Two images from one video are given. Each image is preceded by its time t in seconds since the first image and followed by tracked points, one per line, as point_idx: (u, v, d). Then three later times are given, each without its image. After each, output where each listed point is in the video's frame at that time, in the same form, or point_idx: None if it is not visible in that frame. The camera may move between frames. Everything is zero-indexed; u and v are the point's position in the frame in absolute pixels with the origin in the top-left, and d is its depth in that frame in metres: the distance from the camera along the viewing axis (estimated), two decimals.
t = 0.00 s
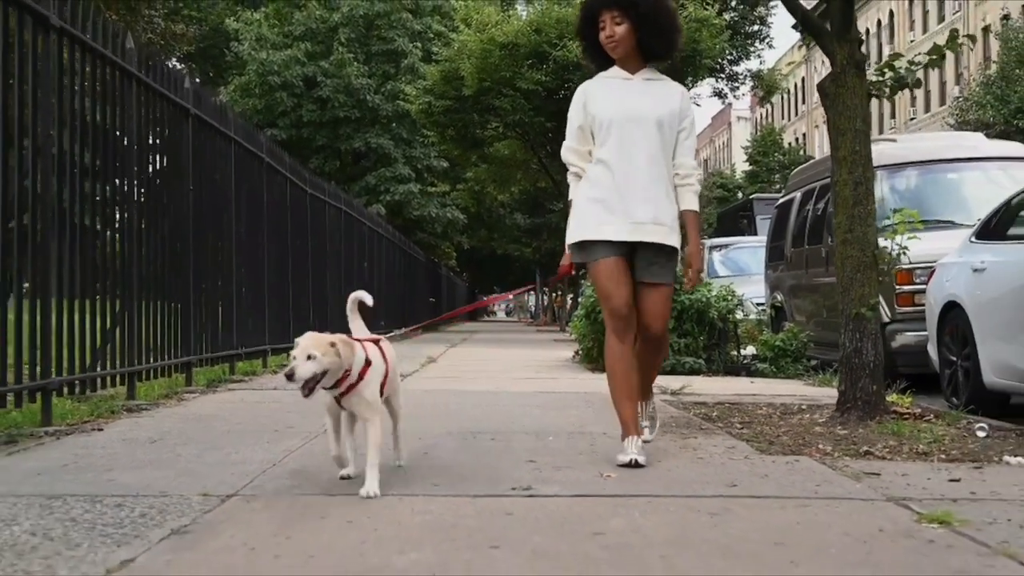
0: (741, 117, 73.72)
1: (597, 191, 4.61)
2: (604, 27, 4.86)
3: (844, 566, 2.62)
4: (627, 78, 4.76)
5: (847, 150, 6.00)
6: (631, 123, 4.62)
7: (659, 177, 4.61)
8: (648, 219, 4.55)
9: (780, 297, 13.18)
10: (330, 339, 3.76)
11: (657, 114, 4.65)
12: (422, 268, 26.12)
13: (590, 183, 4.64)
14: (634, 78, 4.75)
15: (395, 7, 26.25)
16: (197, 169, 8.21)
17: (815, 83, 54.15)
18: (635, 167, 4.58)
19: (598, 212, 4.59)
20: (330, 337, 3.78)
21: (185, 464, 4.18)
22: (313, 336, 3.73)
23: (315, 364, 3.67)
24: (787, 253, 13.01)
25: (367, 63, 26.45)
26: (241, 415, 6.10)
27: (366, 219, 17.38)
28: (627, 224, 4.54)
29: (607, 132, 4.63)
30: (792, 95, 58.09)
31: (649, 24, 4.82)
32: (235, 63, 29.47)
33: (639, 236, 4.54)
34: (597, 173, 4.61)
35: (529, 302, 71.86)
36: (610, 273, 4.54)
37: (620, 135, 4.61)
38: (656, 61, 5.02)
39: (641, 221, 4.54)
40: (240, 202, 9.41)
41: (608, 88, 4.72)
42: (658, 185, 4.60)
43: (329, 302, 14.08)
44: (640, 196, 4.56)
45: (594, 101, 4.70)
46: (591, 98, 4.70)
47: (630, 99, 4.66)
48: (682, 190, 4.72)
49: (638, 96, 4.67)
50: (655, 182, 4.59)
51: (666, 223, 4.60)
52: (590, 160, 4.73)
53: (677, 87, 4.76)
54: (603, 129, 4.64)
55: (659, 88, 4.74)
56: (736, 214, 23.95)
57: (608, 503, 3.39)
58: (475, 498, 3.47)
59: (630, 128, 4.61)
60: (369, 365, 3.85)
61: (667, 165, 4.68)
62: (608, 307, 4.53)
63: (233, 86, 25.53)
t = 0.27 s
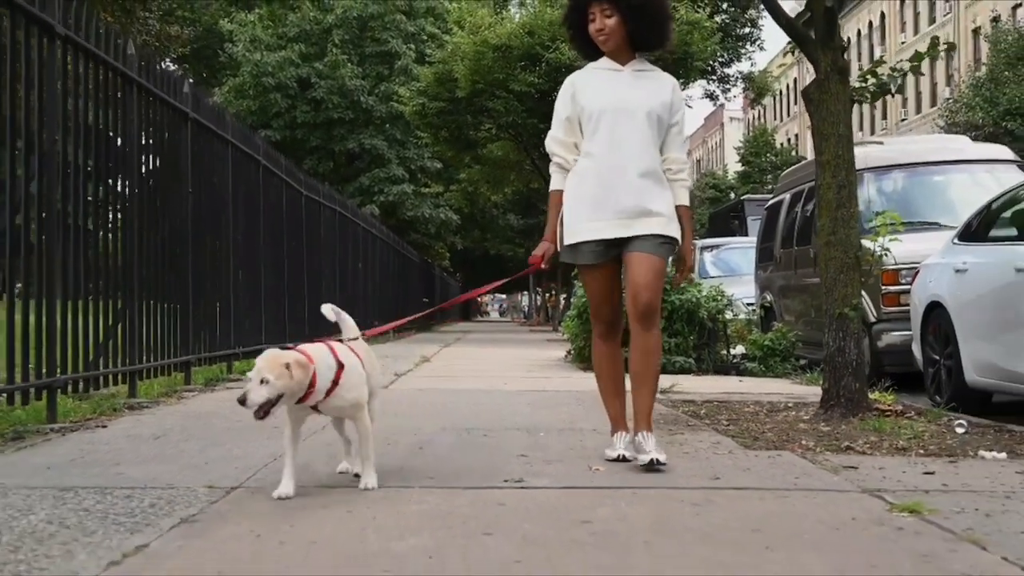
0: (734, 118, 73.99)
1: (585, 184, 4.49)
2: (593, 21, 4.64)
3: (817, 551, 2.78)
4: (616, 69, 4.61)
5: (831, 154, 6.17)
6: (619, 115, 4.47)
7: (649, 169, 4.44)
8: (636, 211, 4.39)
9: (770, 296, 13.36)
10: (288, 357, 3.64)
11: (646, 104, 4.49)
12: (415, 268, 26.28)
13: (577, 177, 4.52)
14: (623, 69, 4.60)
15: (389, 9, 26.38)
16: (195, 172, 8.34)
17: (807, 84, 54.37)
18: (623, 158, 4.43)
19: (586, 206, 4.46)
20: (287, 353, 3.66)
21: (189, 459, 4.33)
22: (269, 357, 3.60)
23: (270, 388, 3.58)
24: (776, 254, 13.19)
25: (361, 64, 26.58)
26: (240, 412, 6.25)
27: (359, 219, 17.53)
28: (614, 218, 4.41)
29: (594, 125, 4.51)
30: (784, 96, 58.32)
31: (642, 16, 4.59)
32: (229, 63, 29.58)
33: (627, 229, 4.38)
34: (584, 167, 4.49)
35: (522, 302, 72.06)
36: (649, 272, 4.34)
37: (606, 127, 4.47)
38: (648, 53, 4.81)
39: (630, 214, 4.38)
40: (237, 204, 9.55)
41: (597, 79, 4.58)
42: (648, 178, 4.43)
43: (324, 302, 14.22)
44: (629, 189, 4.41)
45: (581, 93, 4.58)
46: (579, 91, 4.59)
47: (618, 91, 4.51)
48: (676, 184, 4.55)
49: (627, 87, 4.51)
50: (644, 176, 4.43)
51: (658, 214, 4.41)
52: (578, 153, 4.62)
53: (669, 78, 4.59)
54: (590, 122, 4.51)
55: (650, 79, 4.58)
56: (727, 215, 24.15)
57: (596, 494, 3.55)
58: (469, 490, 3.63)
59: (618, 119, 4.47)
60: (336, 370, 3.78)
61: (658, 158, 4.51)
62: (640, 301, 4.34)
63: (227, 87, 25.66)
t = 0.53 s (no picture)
0: (726, 119, 74.31)
1: (575, 200, 4.37)
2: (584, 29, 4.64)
3: (788, 531, 2.95)
4: (604, 82, 4.55)
5: (814, 157, 6.35)
6: (610, 130, 4.38)
7: (641, 185, 4.36)
8: (630, 229, 4.29)
9: (758, 296, 13.55)
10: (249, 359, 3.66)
11: (637, 118, 4.41)
12: (409, 269, 26.46)
13: (566, 192, 4.42)
14: (611, 82, 4.53)
15: (383, 11, 26.53)
16: (192, 173, 8.48)
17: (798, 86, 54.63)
18: (615, 174, 4.34)
19: (577, 224, 4.35)
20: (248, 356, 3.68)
21: (191, 450, 4.50)
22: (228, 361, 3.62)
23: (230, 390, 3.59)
24: (765, 254, 13.37)
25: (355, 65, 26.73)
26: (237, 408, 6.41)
27: (353, 220, 17.70)
28: (605, 236, 4.30)
29: (585, 139, 4.40)
30: (776, 97, 58.56)
31: (634, 28, 4.62)
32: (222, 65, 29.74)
33: (621, 249, 4.27)
34: (573, 183, 4.39)
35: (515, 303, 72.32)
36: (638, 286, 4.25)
37: (597, 141, 4.38)
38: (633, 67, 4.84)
39: (624, 232, 4.28)
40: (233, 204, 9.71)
41: (585, 93, 4.50)
42: (638, 194, 4.35)
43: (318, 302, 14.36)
44: (621, 206, 4.31)
45: (570, 106, 4.48)
46: (567, 103, 4.49)
47: (607, 105, 4.42)
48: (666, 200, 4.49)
49: (617, 101, 4.44)
50: (635, 192, 4.34)
51: (652, 232, 4.32)
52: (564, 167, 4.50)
53: (657, 93, 4.53)
54: (579, 136, 4.41)
55: (639, 93, 4.51)
56: (718, 216, 24.35)
57: (582, 483, 3.72)
58: (461, 479, 3.80)
59: (608, 133, 4.37)
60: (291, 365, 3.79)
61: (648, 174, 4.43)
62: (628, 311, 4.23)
63: (221, 88, 25.80)
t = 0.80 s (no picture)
0: (721, 120, 74.43)
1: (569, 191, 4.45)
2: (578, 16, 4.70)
3: (769, 517, 3.08)
4: (598, 72, 4.62)
5: (802, 158, 6.48)
6: (603, 119, 4.45)
7: (634, 175, 4.44)
8: (623, 218, 4.35)
9: (751, 296, 13.67)
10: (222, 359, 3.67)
11: (629, 107, 4.48)
12: (405, 269, 26.56)
13: (562, 183, 4.49)
14: (604, 73, 4.61)
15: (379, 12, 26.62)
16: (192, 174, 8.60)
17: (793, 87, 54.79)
18: (608, 164, 4.41)
19: (571, 215, 4.42)
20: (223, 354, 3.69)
21: (193, 444, 4.62)
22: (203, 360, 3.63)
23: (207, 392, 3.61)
24: (757, 254, 13.50)
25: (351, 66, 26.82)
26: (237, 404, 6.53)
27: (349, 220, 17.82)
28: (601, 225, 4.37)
29: (578, 130, 4.48)
30: (772, 97, 58.73)
31: (628, 17, 4.68)
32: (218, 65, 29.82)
33: (614, 238, 4.34)
34: (568, 172, 4.47)
35: (510, 304, 72.43)
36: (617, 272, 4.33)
37: (590, 131, 4.45)
38: (626, 58, 4.91)
39: (617, 221, 4.35)
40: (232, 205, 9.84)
41: (578, 84, 4.57)
42: (633, 184, 4.42)
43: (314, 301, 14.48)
44: (615, 195, 4.39)
45: (563, 97, 4.56)
46: (560, 94, 4.57)
47: (600, 95, 4.50)
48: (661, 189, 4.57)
49: (609, 91, 4.51)
50: (629, 180, 4.41)
51: (647, 220, 4.39)
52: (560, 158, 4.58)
53: (649, 83, 4.60)
54: (572, 126, 4.48)
55: (631, 82, 4.59)
56: (712, 216, 24.51)
57: (573, 473, 3.85)
58: (456, 470, 3.92)
59: (600, 124, 4.45)
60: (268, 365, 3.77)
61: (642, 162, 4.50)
62: (612, 299, 4.29)
63: (218, 89, 25.90)
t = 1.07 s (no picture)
0: (716, 121, 74.71)
1: (560, 168, 4.31)
2: None
3: (745, 501, 3.26)
4: (586, 49, 4.51)
5: (788, 161, 6.66)
6: (593, 97, 4.35)
7: (624, 155, 4.35)
8: (615, 201, 4.28)
9: (743, 296, 13.86)
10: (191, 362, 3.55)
11: (619, 85, 4.39)
12: (401, 269, 26.74)
13: (552, 160, 4.35)
14: (592, 50, 4.50)
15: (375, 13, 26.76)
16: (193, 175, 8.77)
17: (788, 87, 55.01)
18: (599, 143, 4.31)
19: (563, 193, 4.29)
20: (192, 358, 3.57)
21: (197, 438, 4.79)
22: (170, 366, 3.51)
23: (176, 399, 3.48)
24: (749, 254, 13.67)
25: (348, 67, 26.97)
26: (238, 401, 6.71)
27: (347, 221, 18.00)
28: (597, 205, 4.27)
29: (568, 107, 4.36)
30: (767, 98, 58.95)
31: None
32: (216, 67, 29.98)
33: (605, 220, 4.26)
34: (560, 150, 4.33)
35: (506, 303, 72.64)
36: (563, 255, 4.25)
37: (582, 109, 4.34)
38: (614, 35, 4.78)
39: (608, 202, 4.27)
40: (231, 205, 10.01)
41: (566, 61, 4.45)
42: (624, 163, 4.33)
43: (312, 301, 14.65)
44: (606, 175, 4.29)
45: (552, 74, 4.44)
46: (548, 72, 4.44)
47: (589, 72, 4.40)
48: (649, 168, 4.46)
49: (598, 68, 4.41)
50: (620, 160, 4.32)
51: (636, 203, 4.32)
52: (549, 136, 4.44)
53: (638, 59, 4.51)
54: (562, 103, 4.36)
55: (620, 60, 4.49)
56: (707, 217, 24.72)
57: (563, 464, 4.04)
58: (450, 461, 4.11)
59: (591, 102, 4.35)
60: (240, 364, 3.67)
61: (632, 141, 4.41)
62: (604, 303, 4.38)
63: (215, 90, 26.05)
